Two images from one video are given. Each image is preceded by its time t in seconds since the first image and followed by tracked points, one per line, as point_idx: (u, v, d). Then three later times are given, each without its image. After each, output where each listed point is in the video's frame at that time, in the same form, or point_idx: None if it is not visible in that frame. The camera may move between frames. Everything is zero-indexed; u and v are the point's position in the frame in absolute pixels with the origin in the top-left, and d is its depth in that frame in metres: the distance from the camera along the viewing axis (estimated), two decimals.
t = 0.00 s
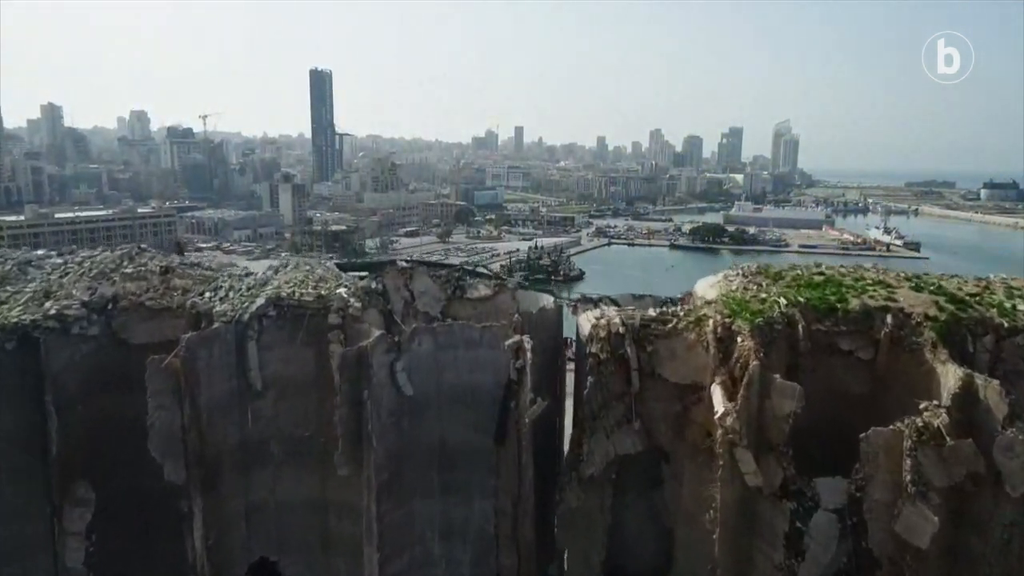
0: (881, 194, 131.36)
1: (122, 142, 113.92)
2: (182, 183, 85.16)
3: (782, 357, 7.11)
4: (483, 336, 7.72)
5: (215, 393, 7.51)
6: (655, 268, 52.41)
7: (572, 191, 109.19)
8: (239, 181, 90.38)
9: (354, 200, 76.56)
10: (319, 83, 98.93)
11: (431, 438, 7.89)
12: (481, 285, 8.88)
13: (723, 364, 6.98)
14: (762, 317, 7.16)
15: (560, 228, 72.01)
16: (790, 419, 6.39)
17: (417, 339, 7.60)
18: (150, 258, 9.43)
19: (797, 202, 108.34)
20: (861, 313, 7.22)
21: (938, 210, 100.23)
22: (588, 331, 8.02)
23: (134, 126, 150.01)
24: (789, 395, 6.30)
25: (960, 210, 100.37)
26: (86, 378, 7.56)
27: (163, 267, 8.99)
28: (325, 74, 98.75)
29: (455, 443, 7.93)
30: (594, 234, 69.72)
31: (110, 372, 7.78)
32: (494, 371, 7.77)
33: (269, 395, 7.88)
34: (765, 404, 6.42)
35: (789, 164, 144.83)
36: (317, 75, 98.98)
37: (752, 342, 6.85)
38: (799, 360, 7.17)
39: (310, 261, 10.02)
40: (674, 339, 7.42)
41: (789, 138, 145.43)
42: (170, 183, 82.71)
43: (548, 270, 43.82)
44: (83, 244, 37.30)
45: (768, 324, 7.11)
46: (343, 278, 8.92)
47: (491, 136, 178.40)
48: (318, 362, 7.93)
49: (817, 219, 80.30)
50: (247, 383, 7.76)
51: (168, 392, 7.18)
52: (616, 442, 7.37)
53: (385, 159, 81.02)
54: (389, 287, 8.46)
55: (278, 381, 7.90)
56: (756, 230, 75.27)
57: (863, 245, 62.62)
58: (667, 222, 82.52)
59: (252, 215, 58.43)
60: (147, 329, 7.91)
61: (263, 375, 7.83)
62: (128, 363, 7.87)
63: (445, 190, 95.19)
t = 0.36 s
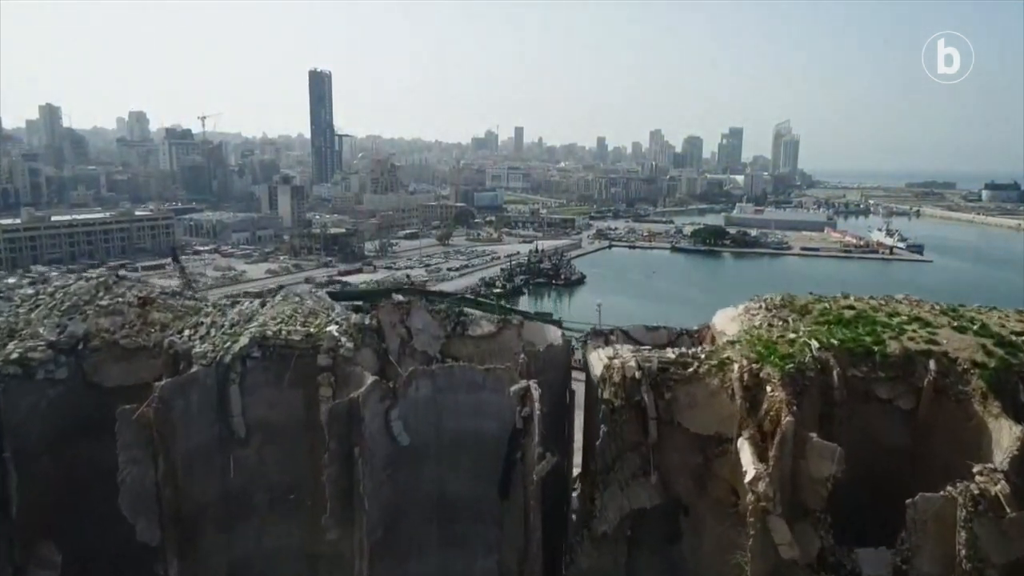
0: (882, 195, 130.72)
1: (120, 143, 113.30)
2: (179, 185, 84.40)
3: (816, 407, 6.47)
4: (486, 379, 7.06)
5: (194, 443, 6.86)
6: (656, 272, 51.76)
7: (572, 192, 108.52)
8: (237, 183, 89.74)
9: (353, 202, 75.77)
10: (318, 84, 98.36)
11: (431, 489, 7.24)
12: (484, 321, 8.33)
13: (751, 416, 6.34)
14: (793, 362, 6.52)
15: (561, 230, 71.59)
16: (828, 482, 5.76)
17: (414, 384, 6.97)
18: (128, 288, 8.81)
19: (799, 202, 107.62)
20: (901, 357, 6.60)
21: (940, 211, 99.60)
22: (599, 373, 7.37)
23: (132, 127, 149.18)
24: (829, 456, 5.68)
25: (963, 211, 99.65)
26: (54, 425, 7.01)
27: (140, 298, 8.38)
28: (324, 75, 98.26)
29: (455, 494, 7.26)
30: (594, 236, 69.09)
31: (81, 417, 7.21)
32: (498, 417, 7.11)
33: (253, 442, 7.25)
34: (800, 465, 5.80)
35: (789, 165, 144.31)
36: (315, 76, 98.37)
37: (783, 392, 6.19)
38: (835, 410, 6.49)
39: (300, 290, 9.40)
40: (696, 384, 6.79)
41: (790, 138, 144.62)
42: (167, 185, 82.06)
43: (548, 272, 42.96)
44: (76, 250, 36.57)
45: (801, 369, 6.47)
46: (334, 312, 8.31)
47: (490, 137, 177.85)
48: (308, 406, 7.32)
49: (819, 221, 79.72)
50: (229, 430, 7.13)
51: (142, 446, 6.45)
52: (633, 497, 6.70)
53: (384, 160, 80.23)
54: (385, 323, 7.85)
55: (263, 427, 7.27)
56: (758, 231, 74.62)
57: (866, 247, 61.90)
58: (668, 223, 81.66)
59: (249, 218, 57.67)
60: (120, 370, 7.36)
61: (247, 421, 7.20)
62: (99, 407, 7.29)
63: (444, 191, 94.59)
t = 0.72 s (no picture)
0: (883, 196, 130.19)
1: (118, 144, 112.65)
2: (177, 186, 83.73)
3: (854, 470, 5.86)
4: (490, 434, 6.39)
5: (167, 505, 6.24)
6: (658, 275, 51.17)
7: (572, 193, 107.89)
8: (236, 184, 89.16)
9: (352, 203, 75.08)
10: (317, 84, 97.69)
11: (430, 549, 6.56)
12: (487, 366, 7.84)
13: (785, 481, 5.71)
14: (829, 419, 5.90)
15: (561, 232, 70.99)
16: (875, 563, 5.12)
17: (411, 440, 6.35)
18: (103, 322, 8.16)
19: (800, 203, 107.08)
20: (947, 412, 6.00)
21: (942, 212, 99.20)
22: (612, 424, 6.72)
23: (130, 126, 148.26)
24: (878, 537, 5.03)
25: (964, 211, 99.17)
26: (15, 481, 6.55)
27: (115, 337, 7.76)
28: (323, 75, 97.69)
29: (456, 556, 6.60)
30: (595, 238, 68.48)
31: (49, 477, 6.72)
32: (503, 475, 6.44)
33: (234, 501, 6.57)
34: (842, 543, 5.17)
35: (790, 165, 143.86)
36: (314, 76, 97.83)
37: (821, 457, 5.56)
38: (876, 473, 5.88)
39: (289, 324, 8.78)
40: (721, 442, 6.17)
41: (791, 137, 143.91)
42: (165, 186, 81.41)
43: (548, 276, 42.35)
44: (72, 254, 35.93)
45: (838, 428, 5.85)
46: (324, 353, 7.68)
47: (490, 137, 177.22)
48: (294, 460, 6.70)
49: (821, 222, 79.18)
50: (207, 489, 6.47)
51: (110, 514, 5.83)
52: (653, 565, 6.06)
53: (383, 161, 79.62)
54: (379, 368, 7.16)
55: (246, 482, 6.61)
56: (760, 233, 74.04)
57: (870, 250, 61.26)
58: (670, 224, 80.99)
59: (247, 220, 56.97)
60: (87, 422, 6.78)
61: (227, 479, 6.53)
62: (67, 463, 6.74)
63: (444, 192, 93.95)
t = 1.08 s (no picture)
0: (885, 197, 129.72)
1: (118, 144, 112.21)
2: (176, 187, 83.11)
3: (898, 550, 5.25)
4: (492, 500, 5.81)
5: None
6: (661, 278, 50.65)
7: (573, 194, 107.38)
8: (236, 185, 88.61)
9: (352, 204, 74.38)
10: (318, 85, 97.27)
11: None
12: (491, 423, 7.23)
13: (825, 565, 5.08)
14: (874, 491, 5.28)
15: (562, 235, 70.45)
16: None
17: (406, 507, 5.73)
18: (74, 366, 7.54)
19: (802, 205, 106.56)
20: (1006, 483, 5.37)
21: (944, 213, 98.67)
22: (628, 486, 6.11)
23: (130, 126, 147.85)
24: None
25: (965, 211, 98.74)
26: None
27: (86, 384, 7.12)
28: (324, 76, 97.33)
29: None
30: (597, 240, 67.95)
31: (9, 547, 6.20)
32: (508, 546, 5.81)
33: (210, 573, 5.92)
34: None
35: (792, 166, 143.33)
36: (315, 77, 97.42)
37: (868, 540, 4.94)
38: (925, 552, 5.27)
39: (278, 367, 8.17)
40: (751, 514, 5.55)
41: (790, 137, 143.78)
42: (164, 187, 80.85)
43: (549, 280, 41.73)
44: (69, 257, 35.33)
45: (884, 501, 5.23)
46: (313, 403, 7.03)
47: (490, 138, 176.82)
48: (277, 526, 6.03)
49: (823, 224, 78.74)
50: (180, 561, 5.82)
51: None
52: None
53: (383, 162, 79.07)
54: (373, 424, 6.62)
55: (223, 552, 5.95)
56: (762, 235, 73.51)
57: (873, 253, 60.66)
58: (671, 226, 80.46)
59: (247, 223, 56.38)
60: (49, 485, 6.23)
61: (204, 549, 5.89)
62: (28, 530, 6.19)
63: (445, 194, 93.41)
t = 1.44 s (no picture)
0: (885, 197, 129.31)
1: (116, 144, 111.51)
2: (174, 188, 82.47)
3: None
4: None
5: None
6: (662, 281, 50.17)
7: (574, 195, 106.80)
8: (234, 186, 88.00)
9: (350, 206, 73.73)
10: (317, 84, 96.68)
11: None
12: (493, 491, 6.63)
13: None
14: None
15: (562, 237, 69.84)
16: None
17: None
18: (40, 420, 6.94)
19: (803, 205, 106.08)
20: None
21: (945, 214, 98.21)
22: (648, 566, 5.46)
23: (128, 126, 147.11)
24: None
25: (967, 212, 98.38)
26: None
27: (51, 442, 6.52)
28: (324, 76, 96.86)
29: None
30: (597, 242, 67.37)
31: None
32: None
33: None
34: None
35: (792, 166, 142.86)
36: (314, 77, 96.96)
37: None
38: None
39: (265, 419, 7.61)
40: None
41: (791, 137, 143.31)
42: (162, 188, 80.22)
43: (550, 283, 41.08)
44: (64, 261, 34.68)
45: None
46: (300, 465, 6.42)
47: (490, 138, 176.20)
48: None
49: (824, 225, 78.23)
50: None
51: None
52: None
53: (382, 164, 78.51)
54: (363, 496, 6.07)
55: None
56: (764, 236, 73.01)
57: (876, 254, 60.15)
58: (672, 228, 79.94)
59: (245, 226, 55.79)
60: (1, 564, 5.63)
61: None
62: None
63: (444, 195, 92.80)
